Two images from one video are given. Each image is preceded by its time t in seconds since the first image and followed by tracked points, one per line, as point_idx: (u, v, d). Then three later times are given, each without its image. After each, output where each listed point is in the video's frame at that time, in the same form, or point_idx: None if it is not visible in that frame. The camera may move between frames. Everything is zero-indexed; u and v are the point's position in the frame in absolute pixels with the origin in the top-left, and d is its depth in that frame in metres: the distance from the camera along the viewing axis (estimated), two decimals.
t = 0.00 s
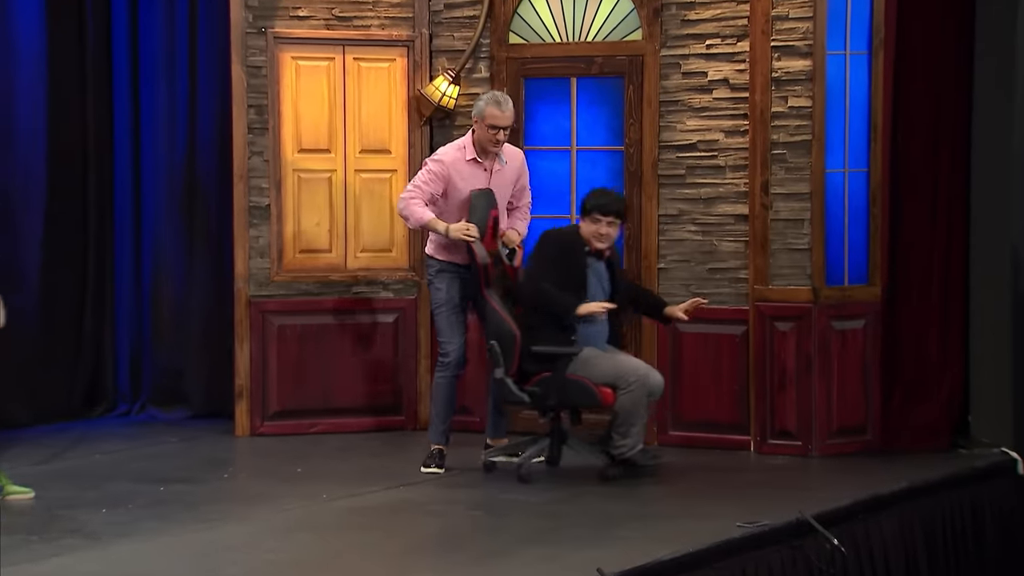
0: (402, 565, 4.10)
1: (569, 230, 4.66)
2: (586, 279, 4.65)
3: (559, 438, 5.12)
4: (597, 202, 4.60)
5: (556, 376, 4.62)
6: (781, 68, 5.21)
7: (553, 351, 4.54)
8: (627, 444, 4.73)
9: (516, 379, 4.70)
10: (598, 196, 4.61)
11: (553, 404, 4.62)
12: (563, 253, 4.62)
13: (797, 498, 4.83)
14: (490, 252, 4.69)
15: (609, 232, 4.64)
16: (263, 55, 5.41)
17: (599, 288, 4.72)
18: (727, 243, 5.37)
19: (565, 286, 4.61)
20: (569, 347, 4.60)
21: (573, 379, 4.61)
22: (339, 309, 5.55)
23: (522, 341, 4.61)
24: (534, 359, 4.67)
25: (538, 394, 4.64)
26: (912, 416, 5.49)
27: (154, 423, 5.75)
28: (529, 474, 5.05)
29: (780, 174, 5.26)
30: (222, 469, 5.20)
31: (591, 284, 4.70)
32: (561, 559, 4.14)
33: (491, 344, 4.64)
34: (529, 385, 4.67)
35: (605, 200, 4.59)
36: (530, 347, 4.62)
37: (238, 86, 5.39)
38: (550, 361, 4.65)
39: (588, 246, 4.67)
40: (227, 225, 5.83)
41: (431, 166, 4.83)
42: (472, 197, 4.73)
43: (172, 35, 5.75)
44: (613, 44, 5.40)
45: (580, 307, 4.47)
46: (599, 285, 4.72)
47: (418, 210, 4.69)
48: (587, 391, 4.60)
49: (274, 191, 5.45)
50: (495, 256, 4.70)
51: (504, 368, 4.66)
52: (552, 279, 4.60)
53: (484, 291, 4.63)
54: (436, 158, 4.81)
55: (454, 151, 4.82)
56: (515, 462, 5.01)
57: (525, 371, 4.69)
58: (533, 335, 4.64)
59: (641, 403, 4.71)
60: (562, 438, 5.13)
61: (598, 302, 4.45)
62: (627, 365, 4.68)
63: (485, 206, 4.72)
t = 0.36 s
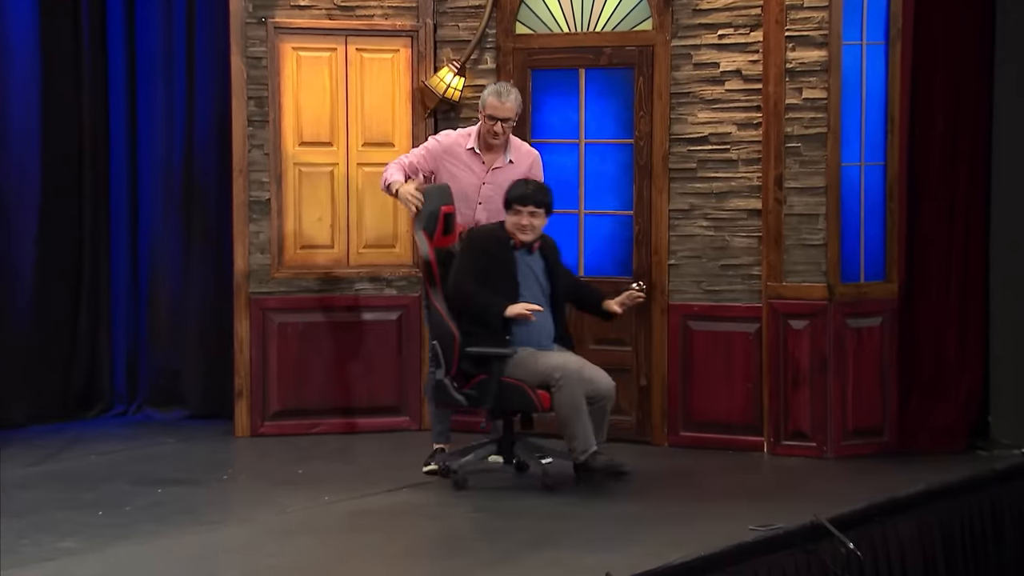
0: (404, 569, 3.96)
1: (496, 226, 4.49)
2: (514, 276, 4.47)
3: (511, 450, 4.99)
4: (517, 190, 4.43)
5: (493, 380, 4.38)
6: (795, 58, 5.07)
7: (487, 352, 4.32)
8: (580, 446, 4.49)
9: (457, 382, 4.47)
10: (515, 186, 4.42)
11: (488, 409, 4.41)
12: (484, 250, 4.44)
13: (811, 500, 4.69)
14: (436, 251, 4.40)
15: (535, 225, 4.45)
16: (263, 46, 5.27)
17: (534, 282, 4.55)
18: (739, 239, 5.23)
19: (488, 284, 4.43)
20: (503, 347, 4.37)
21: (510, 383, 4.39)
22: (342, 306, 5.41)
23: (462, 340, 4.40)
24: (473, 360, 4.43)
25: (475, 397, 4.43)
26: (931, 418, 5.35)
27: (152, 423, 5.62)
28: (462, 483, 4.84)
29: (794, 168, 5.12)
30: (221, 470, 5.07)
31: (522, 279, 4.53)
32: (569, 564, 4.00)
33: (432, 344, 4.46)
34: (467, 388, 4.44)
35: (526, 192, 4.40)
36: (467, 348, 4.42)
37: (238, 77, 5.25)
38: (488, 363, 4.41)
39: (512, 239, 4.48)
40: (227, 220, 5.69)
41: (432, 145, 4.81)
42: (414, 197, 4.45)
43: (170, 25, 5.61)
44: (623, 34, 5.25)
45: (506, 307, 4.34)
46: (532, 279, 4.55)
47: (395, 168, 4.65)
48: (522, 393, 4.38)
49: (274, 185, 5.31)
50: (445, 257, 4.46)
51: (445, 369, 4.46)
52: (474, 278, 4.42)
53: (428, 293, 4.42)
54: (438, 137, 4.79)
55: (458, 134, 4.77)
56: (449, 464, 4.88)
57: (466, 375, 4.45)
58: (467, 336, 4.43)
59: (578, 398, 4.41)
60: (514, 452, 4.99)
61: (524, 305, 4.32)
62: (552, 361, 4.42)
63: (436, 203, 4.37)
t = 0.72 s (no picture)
0: (433, 565, 3.85)
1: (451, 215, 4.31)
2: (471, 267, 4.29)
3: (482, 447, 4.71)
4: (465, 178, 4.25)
5: (458, 377, 4.24)
6: (834, 41, 4.93)
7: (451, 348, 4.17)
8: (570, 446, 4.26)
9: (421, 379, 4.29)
10: (464, 173, 4.25)
11: (453, 407, 4.26)
12: (441, 243, 4.26)
13: (849, 496, 4.56)
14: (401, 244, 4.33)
15: (488, 212, 4.26)
16: (287, 30, 5.15)
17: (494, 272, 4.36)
18: (775, 227, 5.09)
19: (447, 278, 4.26)
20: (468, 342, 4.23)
21: (476, 380, 4.25)
22: (367, 297, 5.30)
23: (426, 335, 4.21)
24: (437, 356, 4.26)
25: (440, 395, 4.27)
26: (974, 411, 5.21)
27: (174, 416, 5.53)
28: (423, 481, 4.67)
29: (832, 154, 4.97)
30: (245, 463, 4.96)
31: (479, 270, 4.34)
32: (602, 560, 3.88)
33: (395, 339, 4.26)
34: (433, 384, 4.28)
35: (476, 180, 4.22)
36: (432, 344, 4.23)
37: (261, 62, 5.12)
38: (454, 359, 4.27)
39: (464, 229, 4.29)
40: (250, 209, 5.58)
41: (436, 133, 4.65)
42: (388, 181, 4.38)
43: (192, 10, 5.50)
44: (656, 17, 5.12)
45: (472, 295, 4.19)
46: (491, 270, 4.36)
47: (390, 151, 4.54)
48: (488, 390, 4.24)
49: (298, 172, 5.20)
50: (405, 246, 4.33)
51: (411, 366, 4.24)
52: (432, 273, 4.24)
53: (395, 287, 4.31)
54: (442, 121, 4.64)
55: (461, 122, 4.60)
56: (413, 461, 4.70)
57: (430, 371, 4.28)
58: (429, 331, 4.25)
59: (552, 397, 4.23)
60: (485, 448, 4.71)
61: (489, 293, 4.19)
62: (521, 359, 4.25)
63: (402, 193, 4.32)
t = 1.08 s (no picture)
0: (489, 566, 3.72)
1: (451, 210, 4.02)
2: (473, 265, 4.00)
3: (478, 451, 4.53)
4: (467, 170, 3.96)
5: (461, 377, 3.95)
6: (900, 28, 4.76)
7: (455, 348, 3.89)
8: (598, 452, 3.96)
9: (421, 380, 4.03)
10: (468, 166, 3.94)
11: (455, 409, 3.98)
12: (441, 241, 3.97)
13: (916, 498, 4.39)
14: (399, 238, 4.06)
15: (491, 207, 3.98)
16: (334, 19, 5.04)
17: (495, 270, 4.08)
18: (837, 221, 4.91)
19: (449, 276, 3.99)
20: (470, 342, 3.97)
21: (482, 381, 3.97)
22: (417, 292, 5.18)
23: (428, 335, 3.96)
24: (439, 356, 4.02)
25: (442, 396, 4.00)
26: None
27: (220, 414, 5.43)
28: (417, 486, 4.49)
29: (896, 145, 4.81)
30: (292, 462, 4.85)
31: (482, 268, 4.05)
32: (663, 562, 3.73)
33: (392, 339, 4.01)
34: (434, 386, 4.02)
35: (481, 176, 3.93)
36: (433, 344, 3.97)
37: (308, 52, 5.03)
38: (456, 360, 4.01)
39: (467, 227, 4.01)
40: (296, 202, 5.48)
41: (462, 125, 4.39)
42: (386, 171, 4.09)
43: None
44: (714, 4, 4.96)
45: (473, 298, 3.97)
46: (492, 266, 4.07)
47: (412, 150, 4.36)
48: (496, 393, 3.95)
49: (345, 164, 5.08)
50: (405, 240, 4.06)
51: (409, 365, 4.00)
52: (432, 271, 3.97)
53: (392, 281, 4.03)
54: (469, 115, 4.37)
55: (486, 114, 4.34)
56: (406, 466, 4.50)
57: (430, 371, 4.03)
58: (430, 330, 4.00)
59: (574, 404, 3.95)
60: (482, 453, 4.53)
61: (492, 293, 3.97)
62: (536, 367, 3.98)
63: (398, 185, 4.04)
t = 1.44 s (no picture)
0: (557, 568, 3.62)
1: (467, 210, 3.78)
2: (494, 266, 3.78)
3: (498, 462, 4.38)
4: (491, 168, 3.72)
5: (481, 382, 3.73)
6: (976, 18, 4.61)
7: (476, 352, 3.65)
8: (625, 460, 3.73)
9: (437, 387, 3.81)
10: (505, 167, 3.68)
11: (476, 415, 3.77)
12: (457, 241, 3.74)
13: (994, 501, 4.25)
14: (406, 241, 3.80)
15: (527, 202, 3.76)
16: (394, 12, 4.96)
17: (512, 270, 3.86)
18: (909, 217, 4.76)
19: (466, 278, 3.76)
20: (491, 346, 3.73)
21: (502, 386, 3.76)
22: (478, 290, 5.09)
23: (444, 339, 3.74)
24: (456, 360, 3.78)
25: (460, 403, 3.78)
26: None
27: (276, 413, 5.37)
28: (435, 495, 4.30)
29: (972, 139, 4.66)
30: (351, 463, 4.77)
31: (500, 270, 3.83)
32: (735, 566, 3.62)
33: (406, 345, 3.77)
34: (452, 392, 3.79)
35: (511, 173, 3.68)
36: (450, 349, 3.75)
37: (367, 44, 4.94)
38: (476, 364, 3.77)
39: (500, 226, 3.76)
40: (355, 198, 5.40)
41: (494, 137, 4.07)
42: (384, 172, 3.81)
43: None
44: None
45: (497, 299, 3.75)
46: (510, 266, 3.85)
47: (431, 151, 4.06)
48: (518, 397, 3.75)
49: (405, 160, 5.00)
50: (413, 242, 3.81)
51: (425, 372, 3.78)
52: (450, 273, 3.74)
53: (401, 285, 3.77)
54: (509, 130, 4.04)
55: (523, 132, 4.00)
56: (423, 474, 4.34)
57: (446, 377, 3.81)
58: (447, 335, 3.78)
59: (601, 410, 3.72)
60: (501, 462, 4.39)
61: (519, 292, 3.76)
62: (560, 372, 3.76)
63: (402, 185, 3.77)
